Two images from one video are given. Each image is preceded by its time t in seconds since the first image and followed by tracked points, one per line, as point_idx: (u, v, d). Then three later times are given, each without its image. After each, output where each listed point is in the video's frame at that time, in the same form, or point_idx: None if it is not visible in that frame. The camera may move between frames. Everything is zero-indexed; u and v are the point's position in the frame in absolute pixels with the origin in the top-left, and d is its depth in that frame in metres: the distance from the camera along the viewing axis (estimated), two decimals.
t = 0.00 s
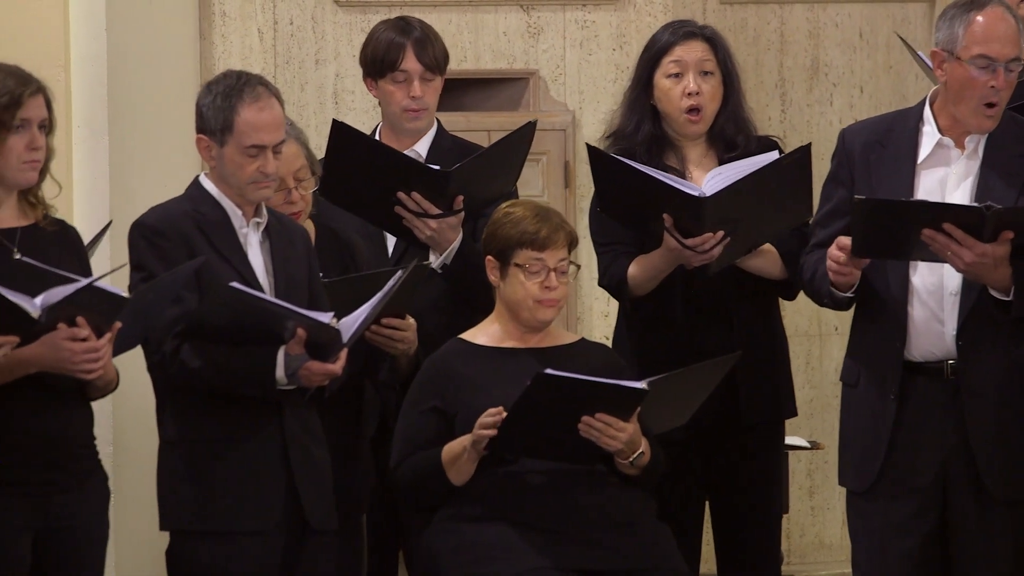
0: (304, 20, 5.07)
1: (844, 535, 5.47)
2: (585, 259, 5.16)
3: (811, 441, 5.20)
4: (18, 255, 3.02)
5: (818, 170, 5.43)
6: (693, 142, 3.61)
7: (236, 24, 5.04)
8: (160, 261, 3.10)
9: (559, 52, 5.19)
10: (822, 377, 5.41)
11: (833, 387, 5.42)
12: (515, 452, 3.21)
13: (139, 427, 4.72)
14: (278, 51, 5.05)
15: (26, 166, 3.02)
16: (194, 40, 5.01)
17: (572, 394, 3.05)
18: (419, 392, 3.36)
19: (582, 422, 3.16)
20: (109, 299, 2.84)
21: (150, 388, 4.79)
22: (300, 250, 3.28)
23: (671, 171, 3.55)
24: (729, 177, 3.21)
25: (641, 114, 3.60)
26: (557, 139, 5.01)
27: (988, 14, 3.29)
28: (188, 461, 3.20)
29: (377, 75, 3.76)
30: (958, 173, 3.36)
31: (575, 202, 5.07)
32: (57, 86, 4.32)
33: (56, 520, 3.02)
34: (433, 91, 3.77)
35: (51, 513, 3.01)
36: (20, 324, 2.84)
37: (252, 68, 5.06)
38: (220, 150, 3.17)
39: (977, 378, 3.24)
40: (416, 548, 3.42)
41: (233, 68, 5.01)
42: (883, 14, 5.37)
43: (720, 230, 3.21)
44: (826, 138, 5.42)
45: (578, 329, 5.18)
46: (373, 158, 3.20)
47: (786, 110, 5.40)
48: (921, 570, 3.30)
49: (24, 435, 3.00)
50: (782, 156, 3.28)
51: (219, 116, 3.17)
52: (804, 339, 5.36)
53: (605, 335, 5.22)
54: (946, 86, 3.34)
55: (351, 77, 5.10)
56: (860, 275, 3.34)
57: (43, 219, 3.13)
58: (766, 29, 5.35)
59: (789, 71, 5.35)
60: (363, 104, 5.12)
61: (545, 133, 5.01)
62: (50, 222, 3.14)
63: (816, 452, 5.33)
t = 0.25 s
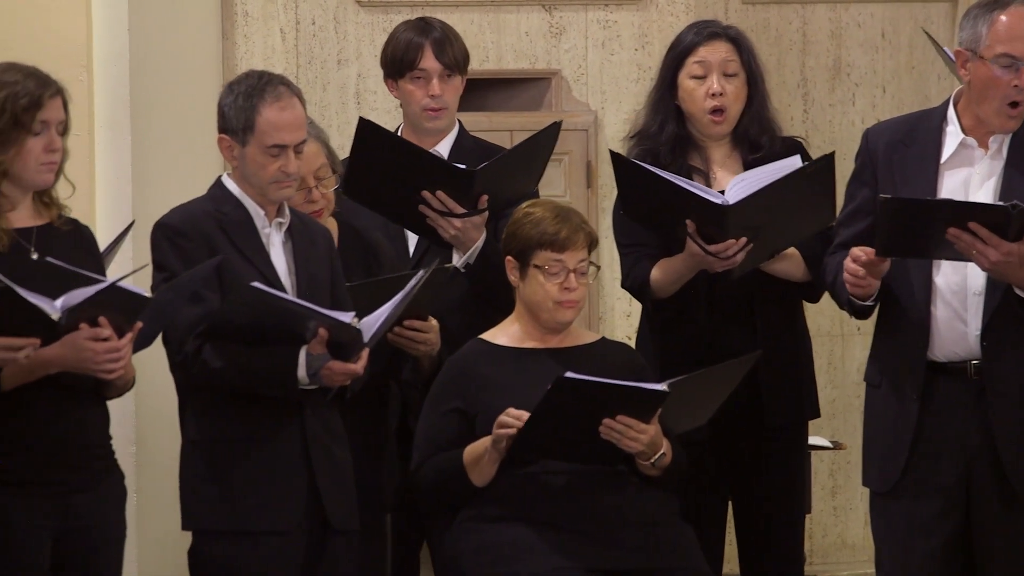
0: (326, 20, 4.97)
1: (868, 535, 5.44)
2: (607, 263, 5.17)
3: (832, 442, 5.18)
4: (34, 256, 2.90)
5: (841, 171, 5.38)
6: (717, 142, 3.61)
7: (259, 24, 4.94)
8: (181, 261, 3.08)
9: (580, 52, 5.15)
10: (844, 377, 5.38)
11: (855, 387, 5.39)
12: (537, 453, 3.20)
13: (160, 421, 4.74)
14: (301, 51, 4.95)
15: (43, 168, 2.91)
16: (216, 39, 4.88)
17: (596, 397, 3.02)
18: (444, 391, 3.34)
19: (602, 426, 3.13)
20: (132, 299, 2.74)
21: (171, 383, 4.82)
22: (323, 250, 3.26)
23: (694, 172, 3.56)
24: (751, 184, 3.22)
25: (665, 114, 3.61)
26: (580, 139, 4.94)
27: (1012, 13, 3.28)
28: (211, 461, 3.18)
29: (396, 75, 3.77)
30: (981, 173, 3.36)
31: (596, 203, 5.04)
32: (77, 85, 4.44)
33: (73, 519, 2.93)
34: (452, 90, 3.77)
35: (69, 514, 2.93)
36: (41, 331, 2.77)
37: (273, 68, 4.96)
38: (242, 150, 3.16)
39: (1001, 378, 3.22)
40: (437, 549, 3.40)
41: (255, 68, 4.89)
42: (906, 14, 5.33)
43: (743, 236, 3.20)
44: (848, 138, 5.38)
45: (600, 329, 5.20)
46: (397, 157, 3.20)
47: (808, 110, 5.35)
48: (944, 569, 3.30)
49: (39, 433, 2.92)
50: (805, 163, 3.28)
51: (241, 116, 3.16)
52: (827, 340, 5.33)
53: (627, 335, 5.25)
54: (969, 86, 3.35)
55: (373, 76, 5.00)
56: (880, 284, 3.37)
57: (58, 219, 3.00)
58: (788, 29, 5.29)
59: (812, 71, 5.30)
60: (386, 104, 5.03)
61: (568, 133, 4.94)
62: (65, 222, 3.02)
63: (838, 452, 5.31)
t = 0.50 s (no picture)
0: (346, 20, 5.10)
1: (887, 535, 5.47)
2: (627, 262, 5.23)
3: (853, 442, 5.19)
4: (50, 256, 2.89)
5: (862, 169, 5.43)
6: (739, 142, 3.61)
7: (279, 23, 5.06)
8: (202, 260, 3.08)
9: (601, 52, 5.23)
10: (864, 376, 5.40)
11: (875, 386, 5.41)
12: (559, 453, 3.19)
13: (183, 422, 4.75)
14: (321, 51, 5.07)
15: (61, 172, 2.90)
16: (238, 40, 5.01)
17: (616, 397, 3.00)
18: (460, 395, 3.30)
19: (622, 427, 3.12)
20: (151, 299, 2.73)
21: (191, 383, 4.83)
22: (344, 250, 3.26)
23: (716, 172, 3.56)
24: (772, 194, 3.24)
25: (689, 112, 3.61)
26: (600, 139, 5.01)
27: None
28: (232, 461, 3.14)
29: (412, 76, 3.76)
30: (1003, 173, 3.35)
31: (617, 202, 5.09)
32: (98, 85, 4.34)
33: (91, 520, 2.87)
34: (468, 91, 3.75)
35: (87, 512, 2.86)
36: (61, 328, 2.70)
37: (294, 67, 5.08)
38: (263, 149, 3.15)
39: None
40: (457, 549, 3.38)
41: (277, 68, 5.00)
42: (927, 13, 5.40)
43: (764, 245, 3.23)
44: (868, 137, 5.45)
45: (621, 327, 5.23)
46: (416, 159, 3.18)
47: (829, 109, 5.41)
48: (966, 569, 3.32)
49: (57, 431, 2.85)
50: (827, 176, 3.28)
51: (262, 115, 3.15)
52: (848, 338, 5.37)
53: (647, 334, 5.28)
54: (988, 83, 3.33)
55: (394, 76, 5.13)
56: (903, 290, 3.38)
57: (74, 219, 2.99)
58: (809, 28, 5.35)
59: (832, 69, 5.36)
60: (406, 104, 5.16)
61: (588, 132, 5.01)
62: (82, 222, 3.01)
63: (858, 452, 5.33)
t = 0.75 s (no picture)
0: (364, 20, 5.06)
1: (905, 535, 5.46)
2: (645, 263, 5.26)
3: (871, 443, 5.19)
4: (67, 257, 2.88)
5: (879, 169, 5.44)
6: (758, 139, 3.61)
7: (296, 23, 5.02)
8: (219, 260, 3.06)
9: (618, 52, 5.24)
10: (882, 377, 5.41)
11: (893, 386, 5.42)
12: (577, 453, 3.18)
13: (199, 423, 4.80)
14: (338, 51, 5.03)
15: (80, 174, 2.90)
16: (256, 43, 4.97)
17: (634, 400, 2.98)
18: (482, 392, 3.31)
19: (638, 431, 3.10)
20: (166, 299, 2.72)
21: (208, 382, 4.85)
22: (361, 250, 3.25)
23: (734, 170, 3.55)
24: (789, 195, 3.23)
25: (708, 110, 3.62)
26: (617, 139, 5.05)
27: None
28: (248, 461, 3.12)
29: (429, 75, 3.77)
30: (1019, 173, 3.35)
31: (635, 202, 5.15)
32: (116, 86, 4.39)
33: (108, 518, 2.87)
34: (485, 90, 3.75)
35: (103, 513, 2.87)
36: (80, 323, 2.65)
37: (311, 68, 5.03)
38: (281, 149, 3.15)
39: None
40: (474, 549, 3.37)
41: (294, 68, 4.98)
42: (944, 13, 5.41)
43: (781, 247, 3.22)
44: (887, 137, 5.45)
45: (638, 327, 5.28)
46: (431, 161, 3.16)
47: (846, 109, 5.41)
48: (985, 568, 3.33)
49: (76, 430, 2.85)
50: (845, 177, 3.28)
51: (281, 115, 3.15)
52: (866, 338, 5.37)
53: (665, 334, 5.32)
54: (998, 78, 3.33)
55: (412, 76, 5.10)
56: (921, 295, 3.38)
57: (89, 219, 2.98)
58: (826, 28, 5.35)
59: (850, 70, 5.37)
60: (423, 104, 5.12)
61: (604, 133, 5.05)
62: (98, 221, 3.00)
63: (876, 452, 5.33)
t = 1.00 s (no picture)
0: (379, 20, 5.11)
1: (920, 535, 5.46)
2: (660, 263, 5.28)
3: (885, 442, 5.19)
4: (83, 256, 2.89)
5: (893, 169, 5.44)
6: (774, 138, 3.61)
7: (311, 23, 5.09)
8: (235, 258, 3.08)
9: (633, 52, 5.25)
10: (897, 376, 5.42)
11: (908, 386, 5.42)
12: (593, 453, 3.17)
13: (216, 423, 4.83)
14: (353, 51, 5.09)
15: (97, 174, 2.90)
16: (270, 43, 5.03)
17: (649, 399, 2.97)
18: (496, 392, 3.31)
19: (654, 431, 3.09)
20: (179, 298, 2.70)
21: (224, 383, 4.87)
22: (377, 249, 3.25)
23: (750, 169, 3.55)
24: (803, 188, 3.22)
25: (723, 108, 3.62)
26: (632, 138, 5.10)
27: None
28: (264, 461, 3.12)
29: (442, 74, 3.77)
30: None
31: (649, 202, 5.15)
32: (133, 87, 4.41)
33: (127, 519, 2.87)
34: (498, 90, 3.75)
35: (119, 514, 2.86)
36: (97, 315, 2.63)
37: (327, 68, 5.10)
38: (297, 149, 3.14)
39: None
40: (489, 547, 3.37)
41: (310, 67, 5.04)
42: (959, 13, 5.41)
43: (795, 239, 3.22)
44: (901, 136, 5.45)
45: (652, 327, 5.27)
46: (446, 162, 3.16)
47: (860, 109, 5.41)
48: (1001, 568, 3.33)
49: (93, 430, 2.85)
50: (858, 168, 3.29)
51: (296, 115, 3.13)
52: (882, 338, 5.39)
53: (679, 334, 5.31)
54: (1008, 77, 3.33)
55: (426, 75, 5.15)
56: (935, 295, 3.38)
57: (107, 218, 2.99)
58: (841, 28, 5.36)
59: (865, 69, 5.37)
60: (437, 103, 5.17)
61: (619, 133, 5.09)
62: (116, 221, 3.01)
63: (891, 452, 5.33)
